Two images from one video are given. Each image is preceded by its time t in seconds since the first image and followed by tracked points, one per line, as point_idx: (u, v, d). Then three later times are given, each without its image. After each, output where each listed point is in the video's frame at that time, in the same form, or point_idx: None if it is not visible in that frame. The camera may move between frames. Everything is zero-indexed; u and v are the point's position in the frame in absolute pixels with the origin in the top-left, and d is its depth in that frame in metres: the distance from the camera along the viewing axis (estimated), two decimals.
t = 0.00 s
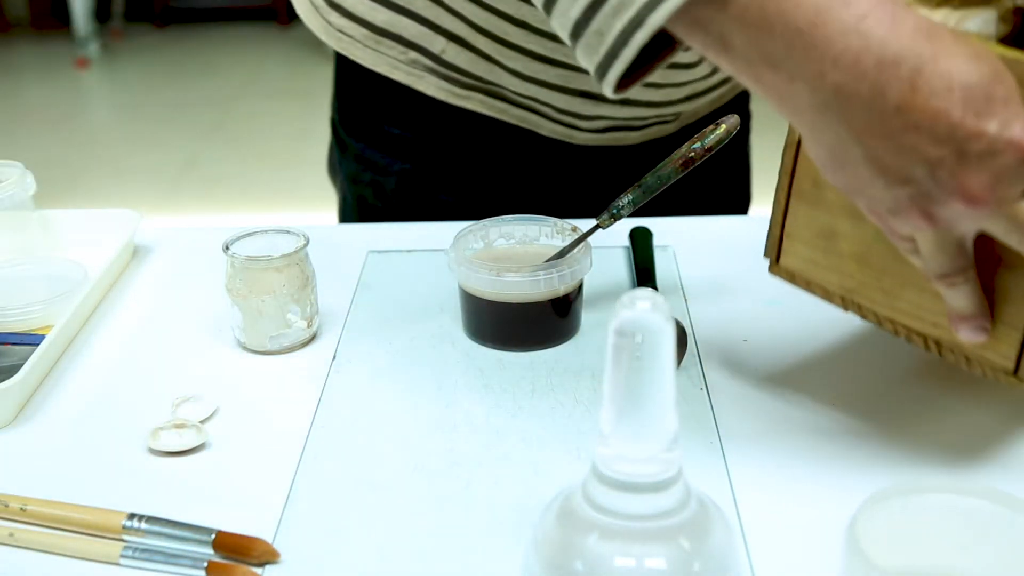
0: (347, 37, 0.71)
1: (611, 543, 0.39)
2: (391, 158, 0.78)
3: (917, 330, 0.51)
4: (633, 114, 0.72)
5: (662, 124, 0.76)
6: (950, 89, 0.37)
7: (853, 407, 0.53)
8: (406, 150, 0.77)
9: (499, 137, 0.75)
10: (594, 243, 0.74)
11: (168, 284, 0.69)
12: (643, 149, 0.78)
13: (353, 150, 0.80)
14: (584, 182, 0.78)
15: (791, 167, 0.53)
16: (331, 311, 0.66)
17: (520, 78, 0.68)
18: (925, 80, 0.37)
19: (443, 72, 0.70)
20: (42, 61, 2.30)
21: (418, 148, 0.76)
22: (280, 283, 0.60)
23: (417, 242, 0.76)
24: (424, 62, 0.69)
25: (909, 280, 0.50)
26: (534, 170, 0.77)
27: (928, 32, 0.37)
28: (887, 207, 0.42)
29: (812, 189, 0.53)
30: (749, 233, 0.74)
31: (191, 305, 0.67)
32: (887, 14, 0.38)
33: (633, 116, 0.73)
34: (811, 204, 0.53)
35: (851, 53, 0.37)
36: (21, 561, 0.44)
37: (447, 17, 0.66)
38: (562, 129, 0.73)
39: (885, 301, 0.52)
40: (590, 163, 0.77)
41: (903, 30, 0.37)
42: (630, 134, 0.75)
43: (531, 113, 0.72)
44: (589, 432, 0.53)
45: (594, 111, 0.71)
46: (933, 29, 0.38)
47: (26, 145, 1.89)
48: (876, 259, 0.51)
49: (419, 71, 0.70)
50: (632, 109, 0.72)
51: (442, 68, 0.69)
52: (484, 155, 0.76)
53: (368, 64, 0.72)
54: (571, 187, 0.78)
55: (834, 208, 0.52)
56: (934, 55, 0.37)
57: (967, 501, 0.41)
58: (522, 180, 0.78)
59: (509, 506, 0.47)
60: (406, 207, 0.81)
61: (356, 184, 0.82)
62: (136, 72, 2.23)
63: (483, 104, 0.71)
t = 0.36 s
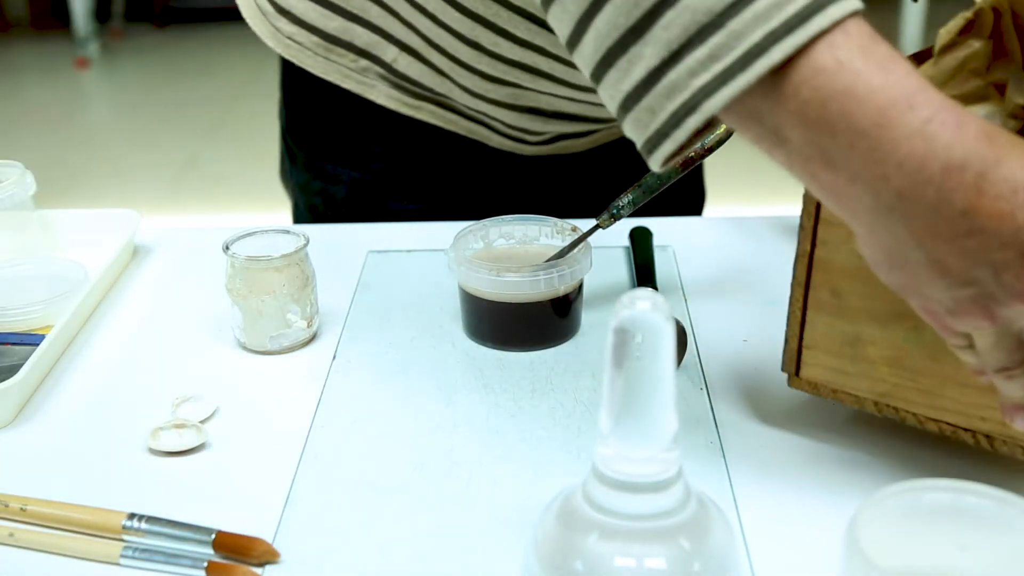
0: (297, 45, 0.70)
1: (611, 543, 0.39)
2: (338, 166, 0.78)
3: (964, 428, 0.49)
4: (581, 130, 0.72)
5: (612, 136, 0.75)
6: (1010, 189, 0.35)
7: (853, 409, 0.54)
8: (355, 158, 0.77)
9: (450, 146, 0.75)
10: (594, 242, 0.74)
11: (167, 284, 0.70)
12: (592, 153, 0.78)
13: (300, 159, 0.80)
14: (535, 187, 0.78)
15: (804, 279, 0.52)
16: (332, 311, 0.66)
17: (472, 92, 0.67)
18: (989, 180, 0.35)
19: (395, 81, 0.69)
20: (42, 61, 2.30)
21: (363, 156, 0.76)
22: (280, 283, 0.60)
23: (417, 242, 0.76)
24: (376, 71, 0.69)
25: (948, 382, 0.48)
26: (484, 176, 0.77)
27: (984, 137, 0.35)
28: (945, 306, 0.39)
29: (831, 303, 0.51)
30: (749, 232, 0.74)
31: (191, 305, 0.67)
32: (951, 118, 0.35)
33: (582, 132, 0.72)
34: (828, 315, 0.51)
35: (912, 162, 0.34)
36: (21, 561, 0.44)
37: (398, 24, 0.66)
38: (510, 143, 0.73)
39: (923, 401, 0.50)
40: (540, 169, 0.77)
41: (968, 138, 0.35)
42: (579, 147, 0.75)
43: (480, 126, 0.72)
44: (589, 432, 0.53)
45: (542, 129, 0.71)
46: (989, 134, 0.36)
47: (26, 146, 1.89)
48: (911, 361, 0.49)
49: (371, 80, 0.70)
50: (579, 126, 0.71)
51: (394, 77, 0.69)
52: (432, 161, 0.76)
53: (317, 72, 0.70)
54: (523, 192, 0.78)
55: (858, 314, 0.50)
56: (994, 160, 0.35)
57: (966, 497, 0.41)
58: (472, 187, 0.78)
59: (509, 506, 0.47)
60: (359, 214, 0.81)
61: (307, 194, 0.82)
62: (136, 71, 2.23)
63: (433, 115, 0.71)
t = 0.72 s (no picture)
0: (266, 54, 0.68)
1: (611, 543, 0.39)
2: (307, 149, 0.76)
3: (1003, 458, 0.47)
4: (550, 139, 0.72)
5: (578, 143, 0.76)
6: None
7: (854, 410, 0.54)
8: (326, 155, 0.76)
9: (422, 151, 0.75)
10: (594, 242, 0.74)
11: (167, 284, 0.70)
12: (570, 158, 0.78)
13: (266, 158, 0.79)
14: (518, 189, 0.78)
15: (823, 334, 0.48)
16: (332, 311, 0.66)
17: (444, 100, 0.68)
18: None
19: (366, 88, 0.69)
20: (42, 61, 2.30)
21: (337, 154, 0.76)
22: (280, 282, 0.60)
23: (417, 242, 0.76)
24: (348, 78, 0.68)
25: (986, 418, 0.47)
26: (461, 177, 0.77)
27: None
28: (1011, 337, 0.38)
29: (855, 353, 0.48)
30: (748, 232, 0.74)
31: (191, 305, 0.67)
32: (1015, 144, 0.34)
33: (551, 141, 0.73)
34: (854, 367, 0.48)
35: (982, 186, 0.33)
36: (21, 561, 0.44)
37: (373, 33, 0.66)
38: (481, 152, 0.73)
39: (963, 439, 0.48)
40: (514, 174, 0.77)
41: None
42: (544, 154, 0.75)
43: (451, 135, 0.72)
44: (589, 432, 0.53)
45: (512, 137, 0.71)
46: None
47: (25, 146, 1.89)
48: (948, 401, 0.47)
49: (342, 88, 0.69)
50: (548, 135, 0.72)
51: (367, 84, 0.69)
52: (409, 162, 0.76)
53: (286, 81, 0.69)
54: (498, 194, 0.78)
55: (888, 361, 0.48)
56: None
57: (964, 498, 0.41)
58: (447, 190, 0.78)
59: (509, 507, 0.47)
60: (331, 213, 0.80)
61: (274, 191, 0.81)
62: (136, 72, 2.23)
63: (404, 122, 0.71)
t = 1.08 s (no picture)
0: (247, 64, 0.68)
1: (611, 544, 0.39)
2: (295, 147, 0.76)
3: None
4: (529, 147, 0.72)
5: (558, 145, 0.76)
6: None
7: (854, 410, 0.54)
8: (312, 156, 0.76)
9: (410, 156, 0.75)
10: (594, 242, 0.74)
11: (167, 283, 0.70)
12: (556, 159, 0.79)
13: (246, 154, 0.78)
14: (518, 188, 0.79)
15: (864, 383, 0.44)
16: (331, 311, 0.66)
17: (426, 112, 0.66)
18: None
19: (347, 98, 0.69)
20: (43, 61, 2.30)
21: (324, 154, 0.76)
22: (280, 282, 0.60)
23: (418, 242, 0.76)
24: (328, 89, 0.68)
25: None
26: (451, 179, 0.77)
27: None
28: None
29: (899, 399, 0.44)
30: (749, 231, 0.74)
31: (191, 305, 0.67)
32: None
33: (531, 148, 0.73)
34: (898, 414, 0.44)
35: None
36: (21, 561, 0.44)
37: (354, 45, 0.64)
38: (462, 160, 0.73)
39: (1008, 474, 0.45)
40: (501, 176, 0.78)
41: None
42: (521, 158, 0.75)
43: (432, 143, 0.72)
44: (589, 433, 0.53)
45: (492, 147, 0.71)
46: None
47: (25, 146, 1.89)
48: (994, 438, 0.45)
49: (323, 99, 0.69)
50: (527, 144, 0.72)
51: (348, 95, 0.68)
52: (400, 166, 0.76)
53: (267, 90, 0.69)
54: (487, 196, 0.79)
55: (933, 405, 0.44)
56: None
57: (966, 499, 0.40)
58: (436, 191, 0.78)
59: (509, 507, 0.47)
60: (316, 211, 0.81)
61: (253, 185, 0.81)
62: (136, 72, 2.23)
63: (386, 133, 0.71)
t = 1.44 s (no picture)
0: (253, 76, 0.68)
1: (610, 544, 0.39)
2: (298, 148, 0.75)
3: None
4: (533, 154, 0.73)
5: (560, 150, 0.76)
6: None
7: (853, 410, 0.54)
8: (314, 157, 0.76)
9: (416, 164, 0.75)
10: (594, 242, 0.74)
11: (167, 283, 0.70)
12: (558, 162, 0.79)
13: (248, 151, 0.78)
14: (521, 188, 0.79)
15: (897, 422, 0.43)
16: (331, 310, 0.66)
17: (433, 125, 0.66)
18: None
19: (351, 111, 0.69)
20: (43, 61, 2.30)
21: (331, 151, 0.75)
22: (280, 282, 0.60)
23: (418, 242, 0.76)
24: (333, 101, 0.68)
25: None
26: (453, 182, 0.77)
27: None
28: None
29: (932, 436, 0.44)
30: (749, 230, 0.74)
31: (190, 305, 0.67)
32: None
33: (535, 155, 0.73)
34: (931, 452, 0.44)
35: None
36: (21, 561, 0.44)
37: (358, 59, 0.64)
38: (467, 170, 0.73)
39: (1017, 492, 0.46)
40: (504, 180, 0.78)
41: None
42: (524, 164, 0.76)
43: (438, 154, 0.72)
44: (588, 433, 0.53)
45: (498, 157, 0.71)
46: None
47: (25, 146, 1.89)
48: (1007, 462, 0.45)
49: (327, 112, 0.69)
50: (531, 152, 0.72)
51: (353, 109, 0.68)
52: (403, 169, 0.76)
53: (273, 101, 0.69)
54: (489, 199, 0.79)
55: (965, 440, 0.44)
56: None
57: (967, 500, 0.40)
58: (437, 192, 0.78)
59: (508, 506, 0.47)
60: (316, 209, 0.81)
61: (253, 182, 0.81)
62: (136, 71, 2.23)
63: (391, 146, 0.71)
